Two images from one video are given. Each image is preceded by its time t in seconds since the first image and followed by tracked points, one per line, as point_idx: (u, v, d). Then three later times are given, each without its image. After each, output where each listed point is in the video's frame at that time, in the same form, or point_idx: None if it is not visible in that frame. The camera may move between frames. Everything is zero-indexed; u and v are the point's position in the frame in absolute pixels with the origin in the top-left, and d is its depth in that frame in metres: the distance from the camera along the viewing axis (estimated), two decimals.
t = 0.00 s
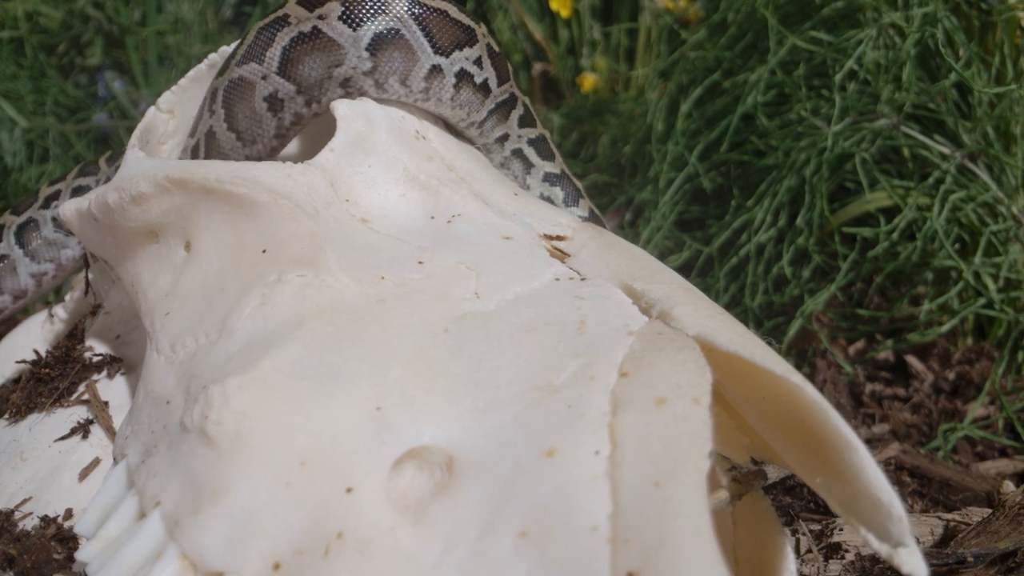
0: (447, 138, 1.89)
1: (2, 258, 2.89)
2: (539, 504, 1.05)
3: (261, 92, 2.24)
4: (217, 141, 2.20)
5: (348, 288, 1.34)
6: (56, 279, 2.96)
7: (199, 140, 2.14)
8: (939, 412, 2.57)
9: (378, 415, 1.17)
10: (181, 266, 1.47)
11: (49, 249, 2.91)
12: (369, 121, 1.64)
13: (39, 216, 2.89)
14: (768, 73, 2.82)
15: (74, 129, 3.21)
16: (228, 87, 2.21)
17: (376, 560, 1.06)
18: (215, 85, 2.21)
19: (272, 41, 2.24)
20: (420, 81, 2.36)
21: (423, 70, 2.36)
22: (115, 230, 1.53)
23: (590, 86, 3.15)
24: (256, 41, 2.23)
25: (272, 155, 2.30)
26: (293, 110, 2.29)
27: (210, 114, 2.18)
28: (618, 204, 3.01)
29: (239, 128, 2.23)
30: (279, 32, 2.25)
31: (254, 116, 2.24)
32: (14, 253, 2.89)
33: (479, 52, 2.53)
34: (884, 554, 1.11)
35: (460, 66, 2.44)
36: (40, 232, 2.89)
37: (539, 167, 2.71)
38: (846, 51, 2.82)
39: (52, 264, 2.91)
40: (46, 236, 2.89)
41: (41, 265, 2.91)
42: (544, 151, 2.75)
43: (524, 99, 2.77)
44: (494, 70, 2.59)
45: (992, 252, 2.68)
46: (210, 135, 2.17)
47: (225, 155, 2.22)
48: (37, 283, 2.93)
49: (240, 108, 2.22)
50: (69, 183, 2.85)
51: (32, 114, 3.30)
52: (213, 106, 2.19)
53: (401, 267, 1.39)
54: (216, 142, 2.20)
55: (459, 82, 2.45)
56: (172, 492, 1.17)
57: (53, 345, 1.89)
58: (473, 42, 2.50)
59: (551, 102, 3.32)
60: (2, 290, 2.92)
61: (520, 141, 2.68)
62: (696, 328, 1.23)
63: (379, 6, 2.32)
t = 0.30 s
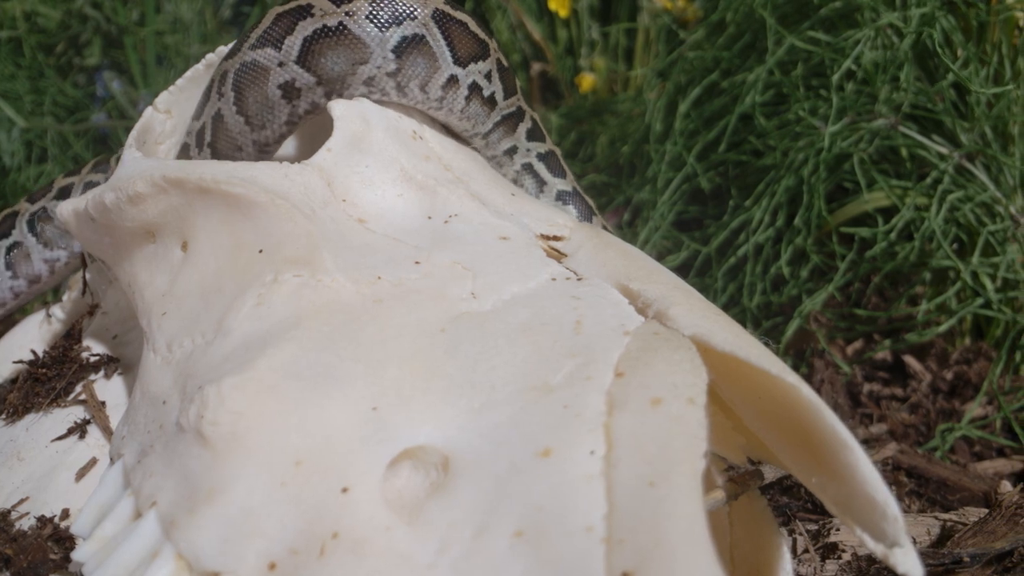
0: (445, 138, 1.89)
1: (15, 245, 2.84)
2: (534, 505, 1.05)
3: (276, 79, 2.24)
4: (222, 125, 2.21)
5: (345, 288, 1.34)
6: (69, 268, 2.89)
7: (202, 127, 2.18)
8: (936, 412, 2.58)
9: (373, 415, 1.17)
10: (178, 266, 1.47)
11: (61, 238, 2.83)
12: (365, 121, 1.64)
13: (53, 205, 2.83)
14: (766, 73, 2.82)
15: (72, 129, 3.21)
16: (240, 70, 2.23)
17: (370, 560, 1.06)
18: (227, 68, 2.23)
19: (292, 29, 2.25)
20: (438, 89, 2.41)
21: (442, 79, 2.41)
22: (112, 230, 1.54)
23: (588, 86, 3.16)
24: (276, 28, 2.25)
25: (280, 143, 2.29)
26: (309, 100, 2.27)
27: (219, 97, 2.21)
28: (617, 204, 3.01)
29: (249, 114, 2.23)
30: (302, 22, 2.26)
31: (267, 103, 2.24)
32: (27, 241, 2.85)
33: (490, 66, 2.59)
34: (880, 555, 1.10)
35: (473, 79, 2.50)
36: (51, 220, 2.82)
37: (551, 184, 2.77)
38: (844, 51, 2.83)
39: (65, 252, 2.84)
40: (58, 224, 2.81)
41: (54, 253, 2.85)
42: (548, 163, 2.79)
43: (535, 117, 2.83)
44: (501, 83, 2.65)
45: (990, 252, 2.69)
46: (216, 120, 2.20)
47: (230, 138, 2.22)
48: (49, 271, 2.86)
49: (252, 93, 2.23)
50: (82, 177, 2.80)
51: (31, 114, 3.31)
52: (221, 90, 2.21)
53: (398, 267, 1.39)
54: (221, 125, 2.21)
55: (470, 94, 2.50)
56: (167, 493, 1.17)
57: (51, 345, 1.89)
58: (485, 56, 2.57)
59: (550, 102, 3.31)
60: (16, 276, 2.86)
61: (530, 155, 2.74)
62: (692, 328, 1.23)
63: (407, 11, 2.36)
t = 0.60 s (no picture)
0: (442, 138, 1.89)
1: (31, 237, 2.84)
2: (529, 505, 1.05)
3: (295, 68, 2.25)
4: (233, 110, 2.25)
5: (341, 288, 1.34)
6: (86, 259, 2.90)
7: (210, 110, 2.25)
8: (934, 412, 2.58)
9: (369, 415, 1.17)
10: (174, 266, 1.47)
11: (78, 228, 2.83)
12: (363, 121, 1.64)
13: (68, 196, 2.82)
14: (765, 73, 2.83)
15: (71, 129, 3.21)
16: (258, 53, 2.24)
17: (365, 560, 1.06)
18: (246, 50, 2.24)
19: (318, 19, 2.26)
20: (451, 98, 2.44)
21: (456, 87, 2.44)
22: (109, 230, 1.54)
23: (587, 86, 3.15)
24: (302, 17, 2.25)
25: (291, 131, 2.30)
26: (328, 93, 2.28)
27: (233, 81, 2.24)
28: (615, 204, 3.01)
29: (262, 100, 2.25)
30: (329, 13, 2.26)
31: (283, 91, 2.26)
32: (43, 232, 2.84)
33: (500, 78, 2.62)
34: (876, 554, 1.08)
35: (483, 90, 2.53)
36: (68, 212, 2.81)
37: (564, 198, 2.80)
38: (842, 51, 2.83)
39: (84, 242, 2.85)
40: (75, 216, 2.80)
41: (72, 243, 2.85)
42: (558, 177, 2.82)
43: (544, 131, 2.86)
44: (509, 94, 2.68)
45: (987, 252, 2.69)
46: (227, 104, 2.24)
47: (240, 123, 2.26)
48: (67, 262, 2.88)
49: (268, 79, 2.24)
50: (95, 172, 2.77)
51: (29, 114, 3.30)
52: (237, 73, 2.24)
53: (395, 267, 1.39)
54: (233, 109, 2.25)
55: (478, 105, 2.53)
56: (163, 493, 1.17)
57: (47, 345, 1.88)
58: (496, 68, 2.60)
59: (548, 102, 3.31)
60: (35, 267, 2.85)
61: (540, 169, 2.78)
62: (689, 328, 1.23)
63: (434, 16, 2.37)
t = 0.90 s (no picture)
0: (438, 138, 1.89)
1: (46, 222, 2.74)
2: (524, 505, 1.06)
3: (320, 52, 2.23)
4: (249, 90, 2.22)
5: (337, 288, 1.34)
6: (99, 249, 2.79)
7: (223, 89, 2.23)
8: (931, 412, 2.58)
9: (364, 415, 1.17)
10: (171, 266, 1.47)
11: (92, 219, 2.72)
12: (359, 120, 1.64)
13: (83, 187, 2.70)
14: (762, 73, 2.83)
15: (68, 129, 3.20)
16: (278, 33, 2.22)
17: (360, 560, 1.06)
18: (267, 29, 2.22)
19: (346, 6, 2.25)
20: (461, 103, 2.43)
21: (467, 94, 2.44)
22: (105, 230, 1.54)
23: (586, 86, 3.10)
24: (330, 3, 2.24)
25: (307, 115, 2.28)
26: (353, 81, 2.27)
27: (252, 61, 2.22)
28: (613, 204, 3.01)
29: (282, 82, 2.23)
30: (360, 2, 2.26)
31: (304, 74, 2.23)
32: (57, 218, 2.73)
33: (509, 89, 2.60)
34: (870, 555, 1.11)
35: (490, 100, 2.52)
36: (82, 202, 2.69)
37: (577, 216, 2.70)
38: (839, 51, 2.83)
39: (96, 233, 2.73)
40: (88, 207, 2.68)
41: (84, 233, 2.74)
42: (571, 195, 2.76)
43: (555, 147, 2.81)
44: (517, 106, 2.65)
45: (984, 252, 2.69)
46: (243, 84, 2.22)
47: (254, 104, 2.23)
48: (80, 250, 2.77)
49: (290, 60, 2.22)
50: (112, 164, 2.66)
51: (26, 114, 3.30)
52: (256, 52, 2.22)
53: (391, 267, 1.39)
54: (248, 90, 2.22)
55: (485, 115, 2.52)
56: (158, 492, 1.17)
57: (44, 345, 1.88)
58: (505, 79, 2.59)
59: (547, 102, 3.31)
60: (50, 251, 2.76)
61: (553, 188, 2.74)
62: (683, 328, 1.23)
63: (458, 21, 2.39)
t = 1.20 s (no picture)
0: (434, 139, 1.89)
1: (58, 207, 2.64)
2: (517, 505, 1.06)
3: (346, 51, 2.21)
4: (266, 82, 2.19)
5: (332, 288, 1.34)
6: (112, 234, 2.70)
7: (239, 78, 2.20)
8: (928, 412, 2.58)
9: (358, 415, 1.17)
10: (166, 267, 1.47)
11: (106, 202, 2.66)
12: (355, 121, 1.64)
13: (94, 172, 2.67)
14: (759, 73, 2.83)
15: (66, 129, 3.20)
16: (302, 26, 2.19)
17: (353, 560, 1.06)
18: (292, 22, 2.20)
19: (376, 9, 2.24)
20: (469, 117, 2.45)
21: (475, 108, 2.46)
22: (101, 230, 1.54)
23: (583, 86, 3.09)
24: (360, 4, 2.23)
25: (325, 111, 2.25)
26: (377, 84, 2.24)
27: (273, 52, 2.19)
28: (610, 204, 3.01)
29: (303, 77, 2.20)
30: (390, 6, 2.26)
31: (328, 71, 2.21)
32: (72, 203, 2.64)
33: (515, 104, 2.62)
34: (863, 555, 1.10)
35: (496, 113, 2.54)
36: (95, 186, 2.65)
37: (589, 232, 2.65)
38: (836, 51, 2.83)
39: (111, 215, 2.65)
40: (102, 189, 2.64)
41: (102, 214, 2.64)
42: (582, 212, 2.72)
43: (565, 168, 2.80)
44: (523, 119, 2.66)
45: (981, 252, 2.70)
46: (261, 75, 2.19)
47: (271, 96, 2.20)
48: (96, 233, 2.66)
49: (313, 55, 2.19)
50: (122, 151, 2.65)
51: (24, 114, 3.31)
52: (278, 45, 2.19)
53: (386, 267, 1.39)
54: (266, 81, 2.20)
55: (490, 128, 2.54)
56: (152, 492, 1.17)
57: (40, 345, 1.88)
58: (512, 94, 2.61)
59: (545, 102, 3.28)
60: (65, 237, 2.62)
61: (563, 205, 2.71)
62: (677, 328, 1.23)
63: (474, 37, 2.44)
